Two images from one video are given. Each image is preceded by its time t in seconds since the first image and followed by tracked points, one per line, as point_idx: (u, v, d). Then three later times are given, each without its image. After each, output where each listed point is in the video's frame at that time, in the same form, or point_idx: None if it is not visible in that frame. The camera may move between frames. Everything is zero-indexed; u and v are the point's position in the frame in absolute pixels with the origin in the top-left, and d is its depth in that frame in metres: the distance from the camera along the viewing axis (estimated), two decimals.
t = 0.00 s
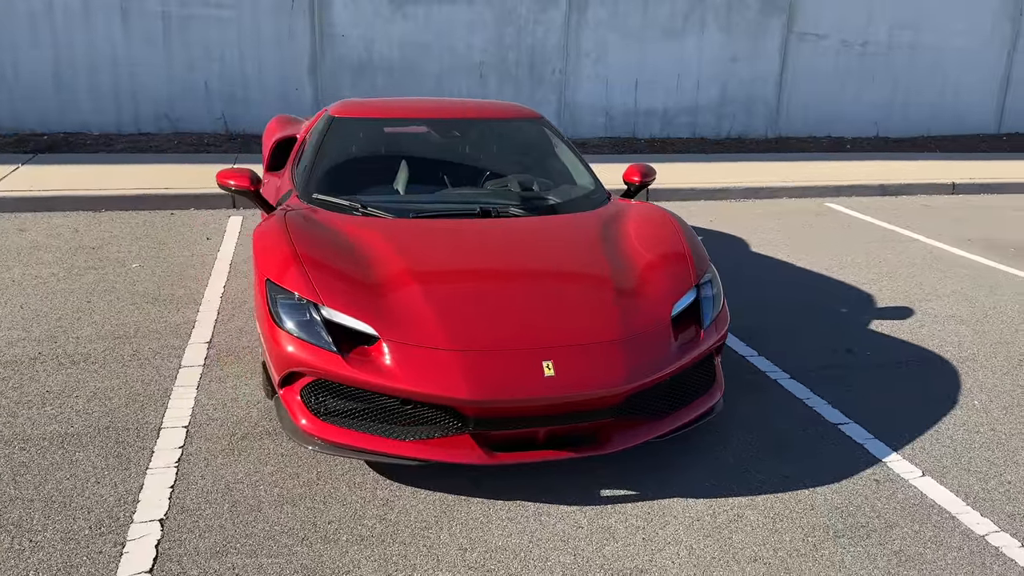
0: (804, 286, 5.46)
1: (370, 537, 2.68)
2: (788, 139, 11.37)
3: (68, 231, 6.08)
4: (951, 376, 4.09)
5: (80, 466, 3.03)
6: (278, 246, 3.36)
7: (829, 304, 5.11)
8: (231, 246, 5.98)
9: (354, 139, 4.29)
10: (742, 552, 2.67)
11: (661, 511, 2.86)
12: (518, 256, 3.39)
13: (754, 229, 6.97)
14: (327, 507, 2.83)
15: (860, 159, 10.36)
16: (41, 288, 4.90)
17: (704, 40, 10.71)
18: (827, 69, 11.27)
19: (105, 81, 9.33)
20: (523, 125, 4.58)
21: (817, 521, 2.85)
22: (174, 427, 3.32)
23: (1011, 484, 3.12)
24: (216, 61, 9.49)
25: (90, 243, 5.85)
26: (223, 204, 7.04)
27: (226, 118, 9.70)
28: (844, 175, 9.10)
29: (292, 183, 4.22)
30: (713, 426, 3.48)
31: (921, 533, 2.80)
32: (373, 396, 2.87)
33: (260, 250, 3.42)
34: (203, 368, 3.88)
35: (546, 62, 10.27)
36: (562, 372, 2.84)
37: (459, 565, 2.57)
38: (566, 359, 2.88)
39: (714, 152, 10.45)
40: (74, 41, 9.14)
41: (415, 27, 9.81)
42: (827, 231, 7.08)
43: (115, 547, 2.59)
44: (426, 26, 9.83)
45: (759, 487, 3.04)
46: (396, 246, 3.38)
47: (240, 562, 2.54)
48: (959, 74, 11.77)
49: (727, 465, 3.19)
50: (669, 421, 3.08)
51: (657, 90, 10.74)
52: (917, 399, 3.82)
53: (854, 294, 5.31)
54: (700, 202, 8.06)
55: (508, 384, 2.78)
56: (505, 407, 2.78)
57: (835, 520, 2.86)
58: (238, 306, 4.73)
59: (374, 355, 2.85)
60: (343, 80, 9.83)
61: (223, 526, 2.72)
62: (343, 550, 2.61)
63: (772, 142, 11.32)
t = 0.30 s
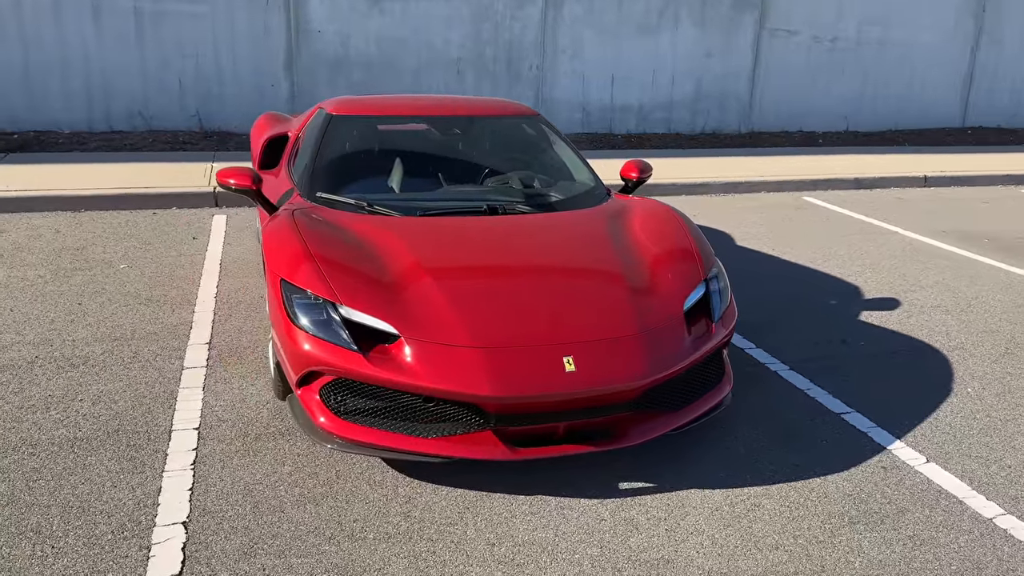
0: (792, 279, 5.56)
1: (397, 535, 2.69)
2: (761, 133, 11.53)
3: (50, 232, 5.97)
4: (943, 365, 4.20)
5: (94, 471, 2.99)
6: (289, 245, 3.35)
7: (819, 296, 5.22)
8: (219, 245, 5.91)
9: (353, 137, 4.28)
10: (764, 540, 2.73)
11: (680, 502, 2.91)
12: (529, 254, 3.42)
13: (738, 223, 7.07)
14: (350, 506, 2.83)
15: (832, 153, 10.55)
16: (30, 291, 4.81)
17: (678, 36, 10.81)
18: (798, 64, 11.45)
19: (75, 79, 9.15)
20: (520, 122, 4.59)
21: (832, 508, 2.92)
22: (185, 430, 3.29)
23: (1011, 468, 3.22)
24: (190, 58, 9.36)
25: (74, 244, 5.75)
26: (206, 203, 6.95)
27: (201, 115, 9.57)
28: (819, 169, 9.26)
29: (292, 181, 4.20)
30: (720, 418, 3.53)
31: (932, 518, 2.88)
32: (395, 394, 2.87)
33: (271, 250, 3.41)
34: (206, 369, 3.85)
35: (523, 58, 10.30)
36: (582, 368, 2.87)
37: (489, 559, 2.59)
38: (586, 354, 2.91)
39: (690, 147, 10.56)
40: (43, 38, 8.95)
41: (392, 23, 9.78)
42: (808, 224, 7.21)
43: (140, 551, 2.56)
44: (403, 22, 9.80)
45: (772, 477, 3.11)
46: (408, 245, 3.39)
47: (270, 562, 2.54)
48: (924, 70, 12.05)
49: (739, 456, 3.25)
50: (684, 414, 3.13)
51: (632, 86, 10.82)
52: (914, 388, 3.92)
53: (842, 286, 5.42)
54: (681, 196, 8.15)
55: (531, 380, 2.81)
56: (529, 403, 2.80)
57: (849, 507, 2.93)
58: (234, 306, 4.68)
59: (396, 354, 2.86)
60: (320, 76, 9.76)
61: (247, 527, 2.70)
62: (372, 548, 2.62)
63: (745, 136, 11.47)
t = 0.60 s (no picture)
0: (781, 271, 5.63)
1: (419, 534, 2.68)
2: (736, 127, 11.64)
3: (29, 232, 5.83)
4: (936, 354, 4.29)
5: (103, 476, 2.93)
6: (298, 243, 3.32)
7: (809, 288, 5.28)
8: (205, 243, 5.83)
9: (350, 132, 4.24)
10: (782, 530, 2.76)
11: (697, 494, 2.93)
12: (538, 249, 3.42)
13: (722, 217, 7.14)
14: (369, 505, 2.81)
15: (806, 146, 10.69)
16: (15, 292, 4.70)
17: (654, 30, 10.86)
18: (771, 58, 11.57)
19: (45, 75, 8.95)
20: (516, 118, 4.58)
21: (844, 497, 2.97)
22: (192, 431, 3.24)
23: (1012, 454, 3.30)
24: (163, 53, 9.19)
25: (55, 243, 5.62)
26: (187, 200, 6.84)
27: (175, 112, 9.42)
28: (795, 162, 9.38)
29: (289, 178, 4.16)
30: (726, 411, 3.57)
31: (942, 504, 2.94)
32: (412, 392, 2.87)
33: (278, 248, 3.38)
34: (207, 369, 3.79)
35: (501, 53, 10.30)
36: (599, 363, 2.88)
37: (514, 556, 2.59)
38: (603, 348, 2.93)
39: (667, 141, 10.63)
40: (10, 33, 8.73)
41: (368, 18, 9.71)
42: (790, 217, 7.30)
43: (160, 556, 2.52)
44: (380, 16, 9.73)
45: (783, 467, 3.14)
46: (416, 242, 3.38)
47: (295, 564, 2.51)
48: (892, 63, 12.25)
49: (748, 447, 3.28)
50: (696, 407, 3.16)
51: (609, 80, 10.85)
52: (910, 377, 3.99)
53: (830, 278, 5.50)
54: (663, 190, 8.20)
55: (549, 376, 2.81)
56: (548, 398, 2.81)
57: (861, 495, 2.98)
58: (228, 305, 4.62)
59: (414, 352, 2.85)
60: (296, 70, 9.66)
61: (267, 529, 2.67)
62: (396, 547, 2.60)
63: (720, 130, 11.56)
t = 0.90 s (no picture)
0: (771, 263, 5.66)
1: (439, 532, 2.64)
2: (712, 120, 11.70)
3: (5, 229, 5.67)
4: (931, 343, 4.34)
5: (109, 479, 2.85)
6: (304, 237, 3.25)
7: (800, 279, 5.32)
8: (189, 239, 5.71)
9: (345, 124, 4.16)
10: (801, 521, 2.77)
11: (713, 487, 2.93)
12: (547, 244, 3.39)
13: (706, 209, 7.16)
14: (386, 504, 2.77)
15: (782, 138, 10.78)
16: None
17: (631, 23, 10.87)
18: (746, 50, 11.64)
19: (13, 68, 8.71)
20: (513, 111, 4.54)
21: (858, 486, 2.98)
22: (196, 432, 3.17)
23: (1015, 441, 3.35)
24: (135, 45, 9.00)
25: (34, 240, 5.47)
26: (167, 196, 6.70)
27: (147, 105, 9.22)
28: (774, 154, 9.45)
29: (285, 172, 4.07)
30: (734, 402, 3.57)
31: (954, 492, 2.97)
32: (428, 389, 2.83)
33: (282, 243, 3.31)
34: (205, 368, 3.71)
35: (479, 45, 10.26)
36: (617, 357, 2.86)
37: (537, 552, 2.56)
38: (620, 341, 2.91)
39: (646, 133, 10.65)
40: None
41: (345, 9, 9.60)
42: (774, 209, 7.35)
43: (177, 560, 2.46)
44: (357, 8, 9.63)
45: (795, 458, 3.15)
46: (424, 237, 3.33)
47: (316, 566, 2.46)
48: (864, 56, 12.41)
49: (759, 438, 3.29)
50: (710, 399, 3.16)
51: (587, 73, 10.84)
52: (908, 366, 4.04)
53: (820, 270, 5.55)
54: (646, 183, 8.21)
55: (568, 371, 2.78)
56: (567, 393, 2.78)
57: (874, 484, 3.00)
58: (220, 302, 4.53)
59: (431, 348, 2.80)
60: (272, 63, 9.51)
61: (284, 531, 2.62)
62: (417, 547, 2.56)
63: (696, 123, 11.62)
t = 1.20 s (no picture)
0: (764, 257, 5.69)
1: (465, 535, 2.61)
2: (690, 114, 11.74)
3: None
4: (928, 335, 4.39)
5: (120, 487, 2.77)
6: (313, 236, 3.19)
7: (794, 273, 5.36)
8: (175, 236, 5.58)
9: (343, 118, 4.07)
10: (824, 516, 2.77)
11: (734, 484, 2.93)
12: (560, 240, 3.37)
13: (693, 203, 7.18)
14: (408, 507, 2.72)
15: (760, 132, 10.85)
16: None
17: (610, 17, 10.86)
18: (723, 44, 11.70)
19: None
20: (512, 104, 4.49)
21: (875, 480, 3.00)
22: (205, 436, 3.09)
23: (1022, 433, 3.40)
24: (108, 38, 8.79)
25: (15, 240, 5.32)
26: (148, 192, 6.54)
27: (121, 99, 9.02)
28: (755, 148, 9.52)
29: (283, 168, 3.99)
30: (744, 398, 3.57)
31: (969, 484, 3.00)
32: (449, 390, 2.79)
33: (290, 241, 3.24)
34: (207, 370, 3.62)
35: (458, 39, 10.19)
36: (638, 354, 2.84)
37: (567, 553, 2.53)
38: (641, 339, 2.89)
39: (626, 127, 10.67)
40: None
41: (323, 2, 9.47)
42: (759, 203, 7.39)
43: (199, 570, 2.39)
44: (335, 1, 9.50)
45: (811, 452, 3.16)
46: (437, 234, 3.28)
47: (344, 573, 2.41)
48: (838, 50, 12.55)
49: (773, 433, 3.29)
50: (726, 395, 3.15)
51: (566, 66, 10.82)
52: (910, 358, 4.08)
53: (812, 263, 5.59)
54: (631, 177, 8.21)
55: (591, 371, 2.76)
56: (590, 392, 2.76)
57: (891, 478, 3.02)
58: (214, 302, 4.43)
59: (452, 349, 2.76)
60: (248, 56, 9.35)
61: (307, 537, 2.56)
62: (445, 551, 2.52)
63: (674, 117, 11.66)
